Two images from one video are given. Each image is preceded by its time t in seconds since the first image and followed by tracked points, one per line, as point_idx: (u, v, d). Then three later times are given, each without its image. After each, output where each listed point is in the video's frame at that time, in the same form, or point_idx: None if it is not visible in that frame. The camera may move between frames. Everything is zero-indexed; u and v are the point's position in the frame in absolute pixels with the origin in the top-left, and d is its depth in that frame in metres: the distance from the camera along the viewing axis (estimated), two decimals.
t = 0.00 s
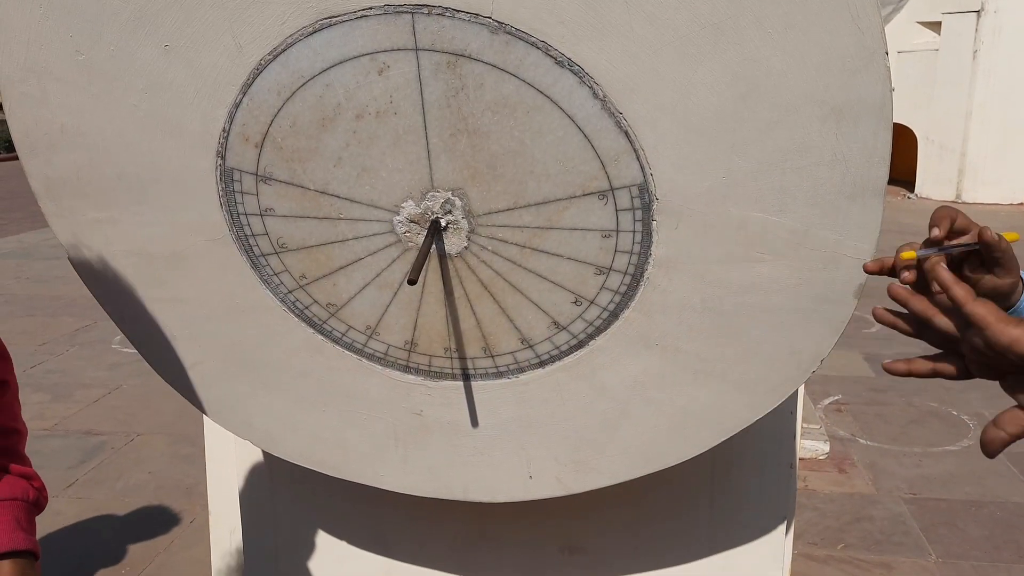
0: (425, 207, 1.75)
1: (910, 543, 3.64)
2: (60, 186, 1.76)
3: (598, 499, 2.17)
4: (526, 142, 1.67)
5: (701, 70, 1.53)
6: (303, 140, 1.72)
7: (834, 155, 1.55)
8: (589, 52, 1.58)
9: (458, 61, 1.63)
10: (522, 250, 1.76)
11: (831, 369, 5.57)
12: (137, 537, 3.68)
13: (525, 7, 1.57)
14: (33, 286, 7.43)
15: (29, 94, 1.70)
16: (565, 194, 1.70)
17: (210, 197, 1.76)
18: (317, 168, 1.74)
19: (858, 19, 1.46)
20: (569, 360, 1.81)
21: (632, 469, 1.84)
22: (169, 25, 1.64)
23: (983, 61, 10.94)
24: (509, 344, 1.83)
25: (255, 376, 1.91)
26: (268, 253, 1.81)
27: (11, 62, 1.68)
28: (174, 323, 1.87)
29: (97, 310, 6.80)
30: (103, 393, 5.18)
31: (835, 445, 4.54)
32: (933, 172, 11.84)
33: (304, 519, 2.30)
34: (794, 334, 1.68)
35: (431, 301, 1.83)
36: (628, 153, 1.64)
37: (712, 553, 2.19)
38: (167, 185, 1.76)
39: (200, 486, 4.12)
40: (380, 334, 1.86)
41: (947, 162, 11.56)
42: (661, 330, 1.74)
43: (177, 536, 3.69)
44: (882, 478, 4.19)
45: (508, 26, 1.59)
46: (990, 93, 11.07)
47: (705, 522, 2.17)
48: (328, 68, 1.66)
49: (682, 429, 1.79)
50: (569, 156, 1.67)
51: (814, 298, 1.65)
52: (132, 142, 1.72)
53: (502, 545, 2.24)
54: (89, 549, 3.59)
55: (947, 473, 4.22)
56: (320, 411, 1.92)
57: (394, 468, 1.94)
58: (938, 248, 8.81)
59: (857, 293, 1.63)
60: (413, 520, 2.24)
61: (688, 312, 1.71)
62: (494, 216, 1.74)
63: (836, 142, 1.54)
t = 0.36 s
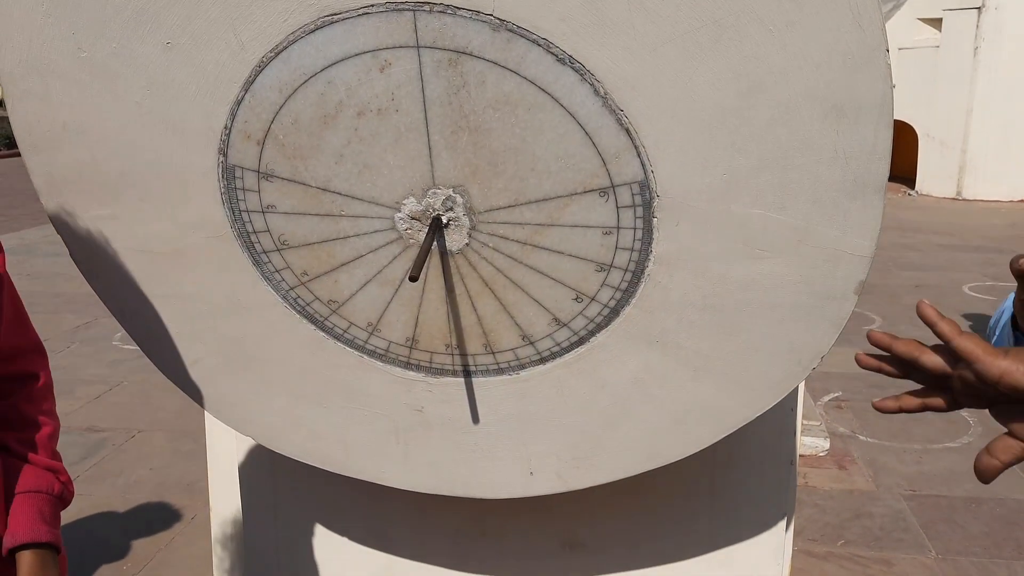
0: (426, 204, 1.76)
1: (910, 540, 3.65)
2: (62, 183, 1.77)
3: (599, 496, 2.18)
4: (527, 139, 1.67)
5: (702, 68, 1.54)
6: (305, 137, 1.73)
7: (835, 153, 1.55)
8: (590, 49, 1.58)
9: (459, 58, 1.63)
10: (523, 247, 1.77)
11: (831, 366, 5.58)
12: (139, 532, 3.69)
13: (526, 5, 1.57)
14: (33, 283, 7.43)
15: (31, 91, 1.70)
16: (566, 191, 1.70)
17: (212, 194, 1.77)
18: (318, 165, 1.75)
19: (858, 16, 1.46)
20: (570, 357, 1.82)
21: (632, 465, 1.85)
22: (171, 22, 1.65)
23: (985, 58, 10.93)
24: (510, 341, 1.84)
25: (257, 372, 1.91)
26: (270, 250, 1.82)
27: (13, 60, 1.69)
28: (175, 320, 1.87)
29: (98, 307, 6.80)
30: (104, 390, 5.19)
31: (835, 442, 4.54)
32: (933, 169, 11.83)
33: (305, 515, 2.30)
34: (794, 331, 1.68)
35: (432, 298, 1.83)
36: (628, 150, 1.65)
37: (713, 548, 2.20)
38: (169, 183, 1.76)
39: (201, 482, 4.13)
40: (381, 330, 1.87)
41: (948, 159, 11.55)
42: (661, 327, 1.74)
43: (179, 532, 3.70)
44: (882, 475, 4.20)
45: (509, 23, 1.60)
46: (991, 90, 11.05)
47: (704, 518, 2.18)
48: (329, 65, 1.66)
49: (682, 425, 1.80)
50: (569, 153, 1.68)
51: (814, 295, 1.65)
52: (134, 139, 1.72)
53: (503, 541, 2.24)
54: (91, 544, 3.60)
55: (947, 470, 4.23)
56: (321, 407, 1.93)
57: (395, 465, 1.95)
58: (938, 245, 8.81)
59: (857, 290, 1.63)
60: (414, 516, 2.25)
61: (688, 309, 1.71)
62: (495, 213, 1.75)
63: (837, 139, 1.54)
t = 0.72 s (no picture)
0: (429, 200, 1.76)
1: (912, 536, 3.65)
2: (66, 179, 1.77)
3: (601, 491, 2.18)
4: (530, 134, 1.68)
5: (705, 62, 1.54)
6: (308, 133, 1.73)
7: (837, 147, 1.56)
8: (593, 44, 1.58)
9: (462, 53, 1.63)
10: (526, 242, 1.77)
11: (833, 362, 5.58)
12: (142, 528, 3.70)
13: None
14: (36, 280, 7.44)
15: (35, 86, 1.71)
16: (568, 186, 1.70)
17: (215, 189, 1.77)
18: (322, 161, 1.75)
19: (861, 11, 1.46)
20: (573, 351, 1.82)
21: (634, 460, 1.85)
22: (175, 18, 1.65)
23: (988, 54, 10.90)
24: (512, 336, 1.84)
25: (260, 368, 1.92)
26: (273, 246, 1.82)
27: (18, 55, 1.69)
28: (179, 315, 1.88)
29: (100, 304, 6.81)
30: (107, 386, 5.20)
31: (837, 438, 4.55)
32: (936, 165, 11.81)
33: (308, 510, 2.31)
34: (796, 327, 1.69)
35: (435, 294, 1.83)
36: (631, 146, 1.65)
37: (714, 544, 2.21)
38: (172, 178, 1.77)
39: (204, 479, 4.14)
40: (384, 326, 1.87)
41: (951, 156, 11.53)
42: (663, 322, 1.74)
43: (182, 528, 3.72)
44: (884, 471, 4.20)
45: (512, 19, 1.60)
46: (994, 86, 11.03)
47: (706, 513, 2.19)
48: (332, 61, 1.67)
49: (684, 420, 1.80)
50: (572, 148, 1.68)
51: (816, 290, 1.65)
52: (138, 135, 1.73)
53: (505, 536, 2.25)
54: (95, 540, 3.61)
55: (950, 466, 4.23)
56: (324, 403, 1.94)
57: (398, 459, 1.96)
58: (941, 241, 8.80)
59: (859, 285, 1.63)
60: (417, 511, 2.25)
61: (691, 304, 1.72)
62: (498, 209, 1.75)
63: (839, 134, 1.54)
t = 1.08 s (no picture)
0: (435, 193, 1.76)
1: (917, 530, 3.65)
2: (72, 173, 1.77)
3: (606, 484, 2.18)
4: (536, 126, 1.67)
5: (711, 54, 1.53)
6: (314, 126, 1.73)
7: (845, 140, 1.55)
8: (600, 36, 1.58)
9: (468, 46, 1.63)
10: (531, 235, 1.77)
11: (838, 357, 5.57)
12: (148, 522, 3.71)
13: None
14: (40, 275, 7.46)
15: (41, 80, 1.71)
16: (574, 179, 1.70)
17: (222, 183, 1.78)
18: (327, 154, 1.75)
19: (869, 2, 1.45)
20: (578, 345, 1.82)
21: (640, 454, 1.85)
22: (180, 11, 1.65)
23: (993, 48, 10.86)
24: (518, 329, 1.84)
25: (265, 362, 1.92)
26: (279, 239, 1.82)
27: (24, 48, 1.69)
28: (185, 309, 1.88)
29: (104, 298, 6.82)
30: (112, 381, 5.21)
31: (842, 433, 4.54)
32: (940, 160, 11.77)
33: (314, 504, 2.32)
34: (803, 320, 1.68)
35: (440, 287, 1.83)
36: (637, 138, 1.64)
37: (717, 536, 2.21)
38: (178, 172, 1.77)
39: (209, 473, 4.15)
40: (390, 319, 1.88)
41: (956, 150, 11.49)
42: (669, 315, 1.74)
43: (188, 522, 3.73)
44: (888, 466, 4.20)
45: (518, 11, 1.59)
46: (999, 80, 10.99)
47: (712, 507, 2.19)
48: (338, 54, 1.66)
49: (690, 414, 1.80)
50: (578, 141, 1.67)
51: (823, 283, 1.65)
52: (144, 128, 1.73)
53: (510, 530, 2.25)
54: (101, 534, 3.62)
55: (955, 461, 4.22)
56: (330, 396, 1.94)
57: (403, 453, 1.96)
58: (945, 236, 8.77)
59: (866, 278, 1.63)
60: (422, 505, 2.26)
61: (697, 297, 1.71)
62: (503, 202, 1.75)
63: (846, 126, 1.54)
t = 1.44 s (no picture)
0: (444, 195, 1.76)
1: (925, 531, 3.64)
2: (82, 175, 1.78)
3: (613, 487, 2.18)
4: (545, 128, 1.67)
5: (722, 56, 1.53)
6: (323, 129, 1.73)
7: (856, 142, 1.54)
8: (611, 38, 1.58)
9: (478, 48, 1.63)
10: (540, 237, 1.77)
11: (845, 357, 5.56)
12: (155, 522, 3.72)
13: None
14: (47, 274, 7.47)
15: (52, 83, 1.71)
16: (584, 181, 1.70)
17: (231, 186, 1.78)
18: (337, 156, 1.75)
19: (881, 4, 1.45)
20: (587, 347, 1.82)
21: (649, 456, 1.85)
22: (190, 14, 1.65)
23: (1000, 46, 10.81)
24: (526, 331, 1.84)
25: (274, 364, 1.92)
26: (288, 242, 1.82)
27: (35, 51, 1.70)
28: (195, 311, 1.88)
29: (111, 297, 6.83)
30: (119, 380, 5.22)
31: (849, 433, 4.53)
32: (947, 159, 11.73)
33: (322, 505, 2.32)
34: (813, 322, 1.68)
35: (449, 289, 1.83)
36: (647, 140, 1.64)
37: (724, 539, 2.21)
38: (188, 174, 1.77)
39: (216, 472, 4.16)
40: (399, 321, 1.87)
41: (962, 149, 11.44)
42: (679, 317, 1.74)
43: (194, 523, 3.74)
44: (896, 466, 4.19)
45: (528, 13, 1.59)
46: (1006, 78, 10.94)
47: (720, 509, 2.19)
48: (348, 57, 1.66)
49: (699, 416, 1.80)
50: (588, 143, 1.67)
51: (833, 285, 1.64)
52: (154, 131, 1.73)
53: (518, 532, 2.25)
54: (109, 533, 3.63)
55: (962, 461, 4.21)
56: (339, 398, 1.94)
57: (411, 455, 1.96)
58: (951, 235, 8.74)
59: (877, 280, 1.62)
60: (430, 507, 2.25)
61: (707, 300, 1.71)
62: (513, 204, 1.74)
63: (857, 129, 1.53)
